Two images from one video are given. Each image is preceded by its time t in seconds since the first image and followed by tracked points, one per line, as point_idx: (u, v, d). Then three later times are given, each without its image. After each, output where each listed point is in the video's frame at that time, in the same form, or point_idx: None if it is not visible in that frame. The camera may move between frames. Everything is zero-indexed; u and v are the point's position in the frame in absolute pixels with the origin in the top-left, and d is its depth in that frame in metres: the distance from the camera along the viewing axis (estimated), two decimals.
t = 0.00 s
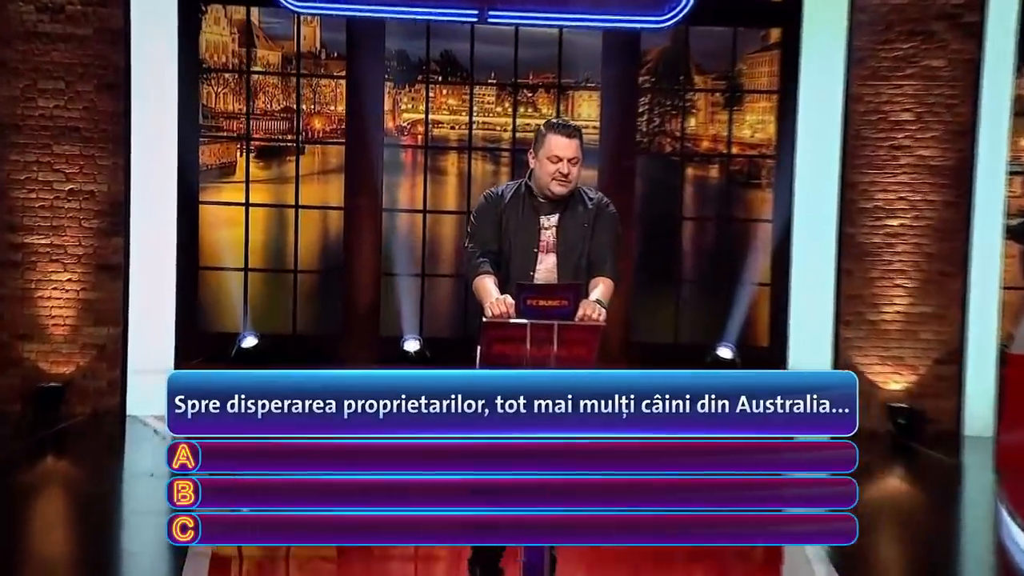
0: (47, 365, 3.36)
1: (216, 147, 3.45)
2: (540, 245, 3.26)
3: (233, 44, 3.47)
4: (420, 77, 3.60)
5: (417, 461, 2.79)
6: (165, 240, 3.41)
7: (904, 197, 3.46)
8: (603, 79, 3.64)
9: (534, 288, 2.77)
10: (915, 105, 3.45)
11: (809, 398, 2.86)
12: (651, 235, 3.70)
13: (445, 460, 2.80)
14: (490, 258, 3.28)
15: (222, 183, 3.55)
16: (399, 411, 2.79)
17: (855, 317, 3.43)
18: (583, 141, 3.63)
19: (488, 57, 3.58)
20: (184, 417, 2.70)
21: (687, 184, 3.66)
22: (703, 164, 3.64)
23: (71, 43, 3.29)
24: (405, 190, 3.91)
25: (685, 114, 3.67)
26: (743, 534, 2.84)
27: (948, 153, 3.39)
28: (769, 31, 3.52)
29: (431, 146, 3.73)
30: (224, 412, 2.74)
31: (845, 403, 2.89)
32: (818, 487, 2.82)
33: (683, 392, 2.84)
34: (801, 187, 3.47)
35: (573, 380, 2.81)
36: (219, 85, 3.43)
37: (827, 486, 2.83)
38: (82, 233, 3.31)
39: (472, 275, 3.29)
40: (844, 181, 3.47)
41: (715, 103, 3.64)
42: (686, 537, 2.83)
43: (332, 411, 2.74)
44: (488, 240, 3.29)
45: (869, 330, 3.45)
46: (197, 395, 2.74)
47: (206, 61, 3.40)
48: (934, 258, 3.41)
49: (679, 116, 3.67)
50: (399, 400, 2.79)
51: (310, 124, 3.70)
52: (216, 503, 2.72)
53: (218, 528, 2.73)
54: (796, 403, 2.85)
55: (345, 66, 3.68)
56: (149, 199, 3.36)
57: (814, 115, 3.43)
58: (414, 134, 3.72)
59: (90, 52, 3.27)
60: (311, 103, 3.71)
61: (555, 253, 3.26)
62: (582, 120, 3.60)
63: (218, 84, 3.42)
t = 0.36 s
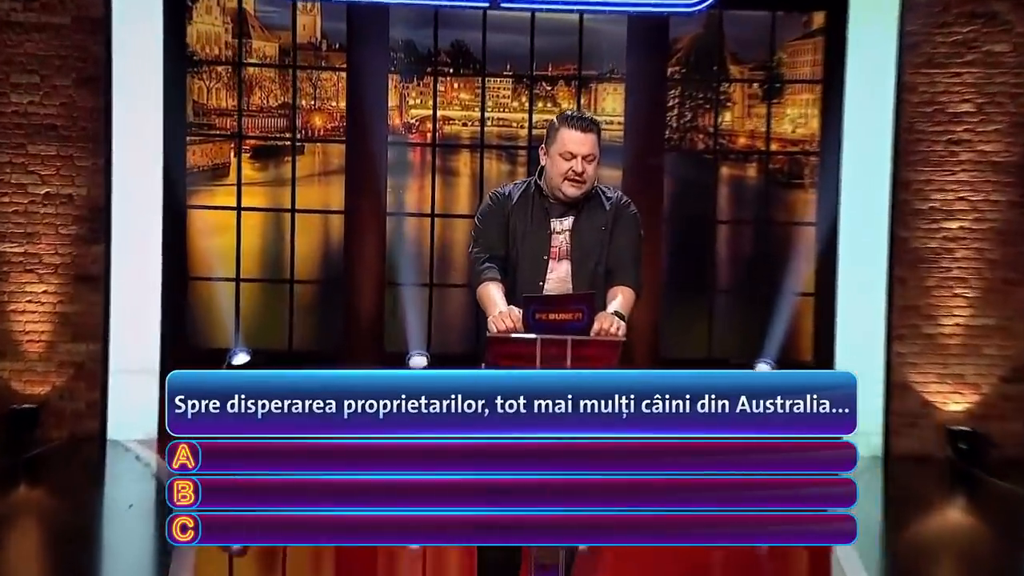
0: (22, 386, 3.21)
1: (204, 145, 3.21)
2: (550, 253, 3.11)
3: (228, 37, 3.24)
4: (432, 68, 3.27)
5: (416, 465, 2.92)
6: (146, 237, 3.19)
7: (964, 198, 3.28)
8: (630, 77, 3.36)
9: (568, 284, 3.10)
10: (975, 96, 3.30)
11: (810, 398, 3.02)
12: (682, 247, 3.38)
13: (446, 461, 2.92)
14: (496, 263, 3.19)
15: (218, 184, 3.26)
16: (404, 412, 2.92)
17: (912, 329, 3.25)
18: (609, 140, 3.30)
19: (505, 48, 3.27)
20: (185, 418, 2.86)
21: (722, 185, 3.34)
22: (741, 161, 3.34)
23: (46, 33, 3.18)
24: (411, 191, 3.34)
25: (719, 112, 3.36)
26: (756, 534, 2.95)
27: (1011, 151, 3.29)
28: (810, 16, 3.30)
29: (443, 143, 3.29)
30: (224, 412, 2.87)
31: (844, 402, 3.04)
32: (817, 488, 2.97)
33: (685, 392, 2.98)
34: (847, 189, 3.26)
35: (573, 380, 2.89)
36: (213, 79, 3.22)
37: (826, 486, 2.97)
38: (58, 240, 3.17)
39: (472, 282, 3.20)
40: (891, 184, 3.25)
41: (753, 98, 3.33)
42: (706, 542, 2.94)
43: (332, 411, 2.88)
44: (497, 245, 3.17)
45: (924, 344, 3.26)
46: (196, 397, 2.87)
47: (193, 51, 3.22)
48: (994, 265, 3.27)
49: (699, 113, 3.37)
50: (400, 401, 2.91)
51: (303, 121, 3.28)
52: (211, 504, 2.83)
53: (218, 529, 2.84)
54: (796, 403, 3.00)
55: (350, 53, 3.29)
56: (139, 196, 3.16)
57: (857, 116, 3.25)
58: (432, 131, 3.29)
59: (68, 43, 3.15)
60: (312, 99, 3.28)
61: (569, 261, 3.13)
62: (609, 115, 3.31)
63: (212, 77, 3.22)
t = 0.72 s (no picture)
0: None
1: (184, 145, 2.19)
2: (553, 258, 2.23)
3: (211, 24, 2.20)
4: (432, 61, 2.24)
5: (393, 462, 2.15)
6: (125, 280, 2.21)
7: None
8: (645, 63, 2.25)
9: (574, 294, 2.22)
10: None
11: (810, 396, 2.20)
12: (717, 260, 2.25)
13: (447, 460, 2.16)
14: (496, 269, 2.24)
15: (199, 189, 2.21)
16: (402, 411, 2.16)
17: (964, 343, 2.27)
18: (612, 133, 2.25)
19: (505, 35, 2.24)
20: (185, 418, 2.12)
21: (750, 186, 2.23)
22: (773, 158, 2.24)
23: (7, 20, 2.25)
24: (414, 195, 2.26)
25: (744, 104, 2.26)
26: (755, 534, 2.20)
27: None
28: None
29: (445, 141, 2.24)
30: (224, 413, 2.15)
31: (846, 403, 2.19)
32: (817, 487, 2.19)
33: (684, 391, 2.20)
34: (893, 191, 2.23)
35: (576, 379, 2.14)
36: (193, 71, 2.19)
37: (828, 486, 2.18)
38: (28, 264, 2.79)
39: (465, 291, 2.24)
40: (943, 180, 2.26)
41: (786, 90, 2.25)
42: (705, 540, 2.20)
43: (330, 410, 2.15)
44: (498, 247, 2.24)
45: (978, 360, 2.30)
46: (199, 395, 2.14)
47: (169, 36, 2.19)
48: None
49: (765, 84, 2.26)
50: (400, 399, 2.17)
51: (291, 118, 2.23)
52: (212, 505, 2.12)
53: (221, 528, 2.13)
54: (797, 401, 2.20)
55: (342, 50, 2.24)
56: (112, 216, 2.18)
57: (909, 92, 2.22)
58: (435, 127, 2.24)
59: (29, 30, 2.22)
60: (302, 93, 2.23)
61: (577, 266, 2.25)
62: (618, 111, 2.25)
63: (193, 70, 2.19)
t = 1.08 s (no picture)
0: None
1: (167, 152, 1.81)
2: (559, 268, 1.84)
3: (197, 21, 1.82)
4: (435, 57, 1.84)
5: (396, 461, 1.84)
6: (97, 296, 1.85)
7: None
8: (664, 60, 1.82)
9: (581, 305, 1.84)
10: None
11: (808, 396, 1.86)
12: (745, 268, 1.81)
13: (447, 458, 1.85)
14: (495, 287, 1.84)
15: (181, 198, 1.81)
16: (402, 412, 1.84)
17: (1018, 361, 1.88)
18: (629, 134, 1.83)
19: (514, 29, 1.84)
20: (185, 419, 1.81)
21: (780, 192, 1.82)
22: (805, 161, 1.81)
23: None
24: (417, 205, 1.84)
25: (774, 103, 1.83)
26: (754, 536, 1.87)
27: None
28: None
29: (450, 145, 1.82)
30: (225, 413, 1.83)
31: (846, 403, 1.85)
32: (817, 487, 1.86)
33: (683, 390, 1.84)
34: (939, 198, 1.84)
35: (578, 377, 1.83)
36: (178, 70, 1.82)
37: (829, 487, 1.85)
38: None
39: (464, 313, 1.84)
40: (993, 180, 1.86)
41: (819, 87, 1.82)
42: (703, 541, 1.87)
43: (330, 410, 1.83)
44: (495, 259, 1.84)
45: None
46: (200, 393, 1.83)
47: (152, 33, 1.82)
48: None
49: (796, 81, 1.83)
50: (400, 399, 1.84)
51: (282, 122, 1.82)
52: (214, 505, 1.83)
53: (222, 528, 1.85)
54: (796, 401, 1.86)
55: (337, 47, 1.84)
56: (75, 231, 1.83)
57: (954, 81, 1.83)
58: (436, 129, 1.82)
59: None
60: (294, 94, 1.83)
61: (583, 275, 1.86)
62: (633, 111, 1.82)
63: (177, 71, 1.82)
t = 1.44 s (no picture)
0: None
1: (152, 158, 2.08)
2: (562, 278, 2.10)
3: (181, 17, 2.08)
4: (436, 54, 2.09)
5: (401, 462, 2.10)
6: (74, 307, 2.11)
7: None
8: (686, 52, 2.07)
9: (588, 317, 2.09)
10: None
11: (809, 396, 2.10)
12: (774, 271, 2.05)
13: (447, 459, 2.09)
14: (487, 298, 2.09)
15: (165, 206, 2.07)
16: (401, 411, 2.09)
17: None
18: (654, 133, 2.07)
19: (525, 23, 2.09)
20: (185, 418, 2.09)
21: (818, 195, 2.06)
22: (842, 162, 2.06)
23: None
24: (421, 213, 2.09)
25: (806, 100, 2.07)
26: (754, 535, 2.11)
27: None
28: None
29: (458, 147, 2.07)
30: (224, 412, 2.11)
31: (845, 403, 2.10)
32: (817, 487, 2.10)
33: (683, 391, 2.09)
34: (987, 201, 2.08)
35: (575, 376, 2.09)
36: (162, 71, 2.08)
37: (829, 486, 2.10)
38: None
39: (454, 325, 2.07)
40: None
41: (856, 80, 2.08)
42: (703, 541, 2.11)
43: (330, 410, 2.09)
44: (492, 273, 2.10)
45: None
46: (199, 394, 2.11)
47: (135, 30, 2.08)
48: None
49: (832, 74, 2.08)
50: (400, 399, 2.09)
51: (277, 124, 2.08)
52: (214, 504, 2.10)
53: (222, 528, 2.13)
54: (796, 401, 2.10)
55: (332, 41, 2.09)
56: (49, 220, 2.09)
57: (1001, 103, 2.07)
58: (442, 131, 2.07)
59: None
60: (289, 94, 2.08)
61: (589, 283, 2.12)
62: (657, 108, 2.06)
63: (162, 69, 2.08)
